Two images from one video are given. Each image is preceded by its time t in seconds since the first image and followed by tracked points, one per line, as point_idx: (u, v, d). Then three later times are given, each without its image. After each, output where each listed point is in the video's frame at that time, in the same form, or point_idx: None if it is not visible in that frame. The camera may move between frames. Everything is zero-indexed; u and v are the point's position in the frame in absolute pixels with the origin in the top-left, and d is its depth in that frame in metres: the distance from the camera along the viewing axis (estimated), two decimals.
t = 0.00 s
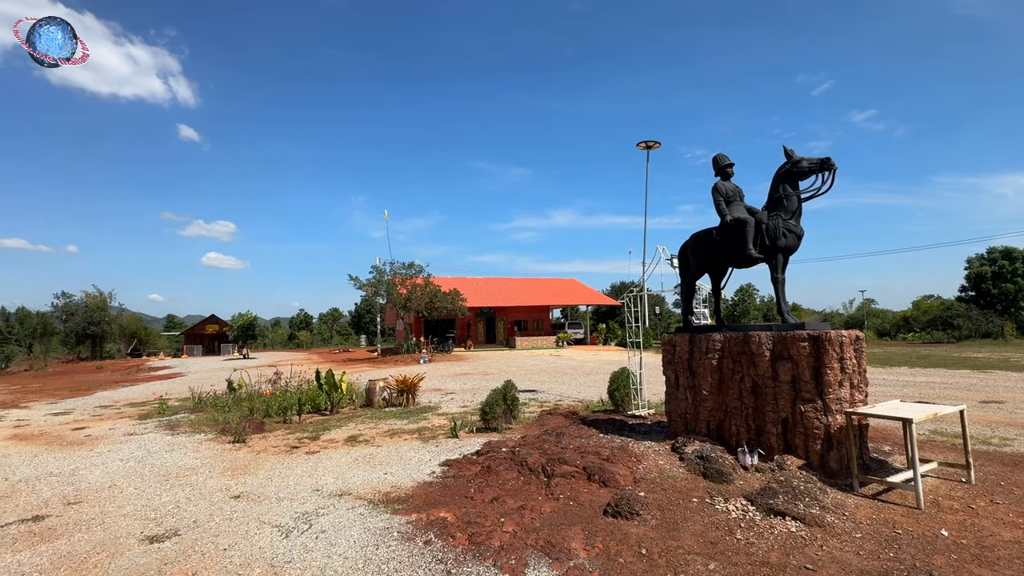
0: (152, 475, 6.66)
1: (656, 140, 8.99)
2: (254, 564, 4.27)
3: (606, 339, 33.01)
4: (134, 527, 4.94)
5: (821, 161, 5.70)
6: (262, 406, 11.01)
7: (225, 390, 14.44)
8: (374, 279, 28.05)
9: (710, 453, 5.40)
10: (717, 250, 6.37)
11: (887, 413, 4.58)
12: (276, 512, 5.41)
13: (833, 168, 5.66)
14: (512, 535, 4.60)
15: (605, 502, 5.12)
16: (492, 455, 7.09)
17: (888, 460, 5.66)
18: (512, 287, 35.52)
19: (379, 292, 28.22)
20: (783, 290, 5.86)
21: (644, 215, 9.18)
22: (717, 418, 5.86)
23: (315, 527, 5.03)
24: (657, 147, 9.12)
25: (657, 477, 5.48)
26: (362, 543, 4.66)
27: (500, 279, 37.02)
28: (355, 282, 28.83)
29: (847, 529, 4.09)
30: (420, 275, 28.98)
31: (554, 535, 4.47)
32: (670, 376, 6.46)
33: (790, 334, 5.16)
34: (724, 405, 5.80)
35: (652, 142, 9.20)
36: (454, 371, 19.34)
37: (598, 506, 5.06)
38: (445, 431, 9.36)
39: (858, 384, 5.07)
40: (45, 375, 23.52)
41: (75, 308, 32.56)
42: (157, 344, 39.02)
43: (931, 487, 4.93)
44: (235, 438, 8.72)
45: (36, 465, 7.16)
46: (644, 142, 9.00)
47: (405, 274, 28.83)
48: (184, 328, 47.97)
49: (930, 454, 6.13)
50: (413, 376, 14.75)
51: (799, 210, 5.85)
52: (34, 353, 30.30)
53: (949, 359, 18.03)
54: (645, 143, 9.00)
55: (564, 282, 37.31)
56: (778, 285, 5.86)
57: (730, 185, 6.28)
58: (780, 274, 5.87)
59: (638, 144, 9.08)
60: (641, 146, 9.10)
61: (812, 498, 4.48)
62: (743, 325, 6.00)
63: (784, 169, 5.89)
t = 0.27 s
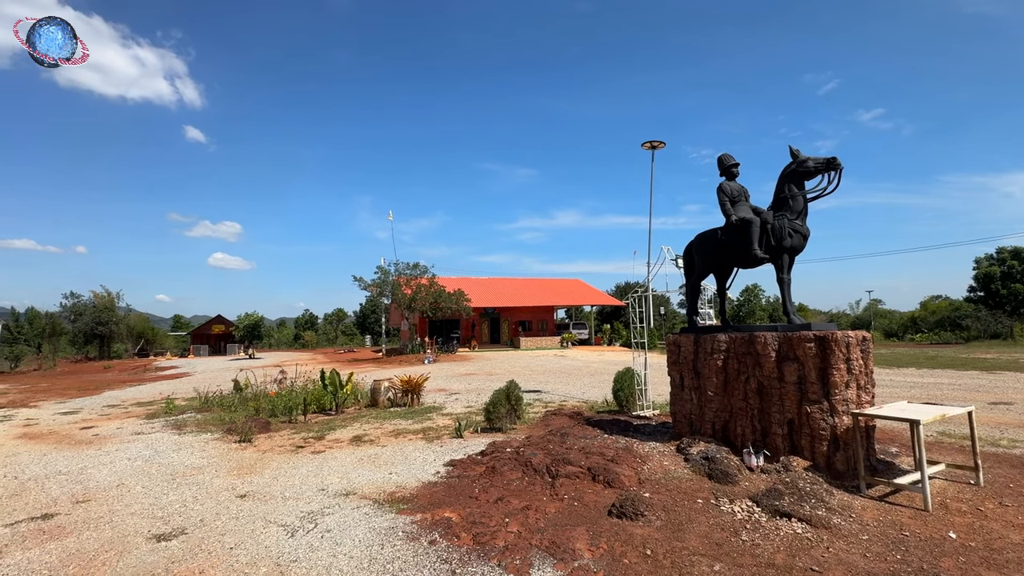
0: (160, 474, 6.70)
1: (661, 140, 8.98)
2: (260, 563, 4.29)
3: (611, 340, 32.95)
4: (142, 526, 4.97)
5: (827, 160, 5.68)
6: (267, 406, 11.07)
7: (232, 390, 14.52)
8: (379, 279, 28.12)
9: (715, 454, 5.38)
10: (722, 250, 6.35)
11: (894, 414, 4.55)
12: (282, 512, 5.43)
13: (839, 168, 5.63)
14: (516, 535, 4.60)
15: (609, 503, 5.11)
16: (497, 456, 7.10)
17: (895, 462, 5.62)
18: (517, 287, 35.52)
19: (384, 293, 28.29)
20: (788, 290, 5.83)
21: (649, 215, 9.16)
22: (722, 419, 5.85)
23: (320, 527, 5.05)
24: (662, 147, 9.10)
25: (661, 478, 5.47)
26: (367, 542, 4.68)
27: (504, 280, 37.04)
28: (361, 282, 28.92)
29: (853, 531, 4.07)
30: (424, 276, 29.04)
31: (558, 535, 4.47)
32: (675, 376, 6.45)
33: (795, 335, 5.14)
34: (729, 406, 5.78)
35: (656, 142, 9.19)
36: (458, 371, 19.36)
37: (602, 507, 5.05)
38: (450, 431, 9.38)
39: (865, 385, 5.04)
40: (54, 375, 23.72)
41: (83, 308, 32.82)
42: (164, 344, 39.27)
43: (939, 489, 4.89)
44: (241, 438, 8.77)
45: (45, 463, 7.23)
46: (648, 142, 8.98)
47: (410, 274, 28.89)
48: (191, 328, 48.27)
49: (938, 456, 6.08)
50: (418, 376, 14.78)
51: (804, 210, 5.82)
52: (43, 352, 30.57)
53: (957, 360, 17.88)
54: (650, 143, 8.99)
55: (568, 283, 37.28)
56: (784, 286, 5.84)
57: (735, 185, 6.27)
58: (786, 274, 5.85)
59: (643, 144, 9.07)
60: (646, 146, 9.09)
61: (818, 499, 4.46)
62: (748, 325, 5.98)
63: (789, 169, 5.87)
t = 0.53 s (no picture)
0: (168, 473, 6.75)
1: (666, 140, 8.95)
2: (267, 561, 4.32)
3: (616, 340, 32.89)
4: (151, 524, 5.01)
5: (834, 160, 5.65)
6: (274, 406, 11.12)
7: (238, 390, 14.59)
8: (384, 279, 28.20)
9: (721, 456, 5.36)
10: (729, 250, 6.33)
11: (902, 415, 4.52)
12: (289, 510, 5.46)
13: (847, 167, 5.60)
14: (522, 535, 4.60)
15: (615, 504, 5.10)
16: (502, 456, 7.10)
17: (904, 464, 5.57)
18: (522, 287, 35.53)
19: (390, 293, 28.36)
20: (795, 291, 5.80)
21: (654, 215, 9.14)
22: (728, 420, 5.82)
23: (327, 526, 5.07)
24: (667, 147, 9.08)
25: (667, 479, 5.46)
26: (372, 541, 4.70)
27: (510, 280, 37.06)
28: (366, 283, 29.01)
29: (861, 533, 4.05)
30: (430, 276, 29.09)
31: (564, 535, 4.47)
32: (681, 377, 6.43)
33: (802, 336, 5.11)
34: (735, 407, 5.76)
35: (662, 142, 9.17)
36: (463, 372, 19.38)
37: (608, 507, 5.05)
38: (455, 431, 9.39)
39: (873, 386, 5.01)
40: (64, 375, 23.94)
41: (92, 309, 33.10)
42: (172, 344, 39.54)
43: (949, 491, 4.85)
44: (248, 437, 8.82)
45: (56, 462, 7.30)
46: (654, 142, 8.97)
47: (415, 274, 28.94)
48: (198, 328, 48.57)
49: (947, 457, 6.04)
50: (423, 376, 14.81)
51: (811, 210, 5.79)
52: (53, 352, 30.85)
53: (967, 361, 17.73)
54: (655, 143, 8.97)
55: (574, 283, 37.25)
56: (791, 286, 5.81)
57: (741, 185, 6.24)
58: (793, 274, 5.82)
59: (649, 144, 9.06)
60: (651, 146, 9.07)
61: (825, 501, 4.44)
62: (754, 326, 5.96)
63: (796, 169, 5.84)
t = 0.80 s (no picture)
0: (178, 471, 6.81)
1: (673, 140, 8.93)
2: (275, 560, 4.34)
3: (623, 341, 32.81)
4: (161, 522, 5.06)
5: (843, 159, 5.61)
6: (282, 405, 11.19)
7: (246, 389, 14.69)
8: (391, 280, 28.29)
9: (729, 457, 5.34)
10: (736, 250, 6.30)
11: (912, 417, 4.47)
12: (296, 509, 5.49)
13: (856, 167, 5.56)
14: (528, 536, 4.61)
15: (621, 504, 5.09)
16: (508, 456, 7.12)
17: (914, 466, 5.52)
18: (528, 288, 35.53)
19: (396, 293, 28.45)
20: (804, 291, 5.76)
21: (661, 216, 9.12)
22: (736, 421, 5.80)
23: (334, 525, 5.09)
24: (674, 147, 9.06)
25: (674, 480, 5.44)
26: (379, 541, 4.71)
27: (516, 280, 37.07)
28: (373, 283, 29.12)
29: (870, 535, 4.02)
30: (436, 277, 29.15)
31: (570, 536, 4.46)
32: (688, 377, 6.41)
33: (811, 336, 5.08)
34: (742, 408, 5.73)
35: (668, 142, 9.15)
36: (469, 372, 19.40)
37: (614, 508, 5.04)
38: (461, 432, 9.40)
39: (883, 387, 4.97)
40: (75, 374, 24.19)
41: (103, 309, 33.43)
42: (182, 345, 39.88)
43: (959, 494, 4.80)
44: (256, 436, 8.89)
45: (67, 460, 7.38)
46: (660, 142, 8.95)
47: (422, 275, 29.01)
48: (207, 328, 48.93)
49: (958, 460, 5.97)
50: (430, 376, 14.84)
51: (820, 210, 5.75)
52: (64, 352, 31.17)
53: (978, 363, 17.55)
54: (661, 143, 8.95)
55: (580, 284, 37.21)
56: (798, 286, 5.77)
57: (748, 185, 6.21)
58: (801, 275, 5.78)
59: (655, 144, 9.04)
60: (658, 146, 9.05)
61: (834, 503, 4.41)
62: (762, 326, 5.92)
63: (804, 168, 5.80)
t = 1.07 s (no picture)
0: (188, 470, 6.88)
1: (680, 140, 8.91)
2: (284, 558, 4.38)
3: (630, 342, 32.72)
4: (172, 520, 5.11)
5: (853, 158, 5.56)
6: (290, 405, 11.27)
7: (256, 389, 14.81)
8: (398, 280, 28.40)
9: (737, 458, 5.31)
10: (745, 250, 6.26)
11: (924, 419, 4.43)
12: (305, 508, 5.53)
13: (866, 166, 5.51)
14: (535, 536, 4.61)
15: (629, 505, 5.08)
16: (515, 457, 7.12)
17: (926, 468, 5.47)
18: (535, 288, 35.52)
19: (404, 294, 28.55)
20: (813, 291, 5.72)
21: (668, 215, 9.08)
22: (744, 422, 5.76)
23: (342, 524, 5.12)
24: (682, 147, 9.04)
25: (682, 481, 5.42)
26: (387, 540, 4.73)
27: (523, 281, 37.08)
28: (380, 283, 29.25)
29: (882, 538, 3.98)
30: (443, 277, 29.23)
31: (577, 537, 4.46)
32: (696, 378, 6.38)
33: (820, 337, 5.04)
34: (751, 409, 5.69)
35: (676, 142, 9.12)
36: (476, 372, 19.43)
37: (622, 509, 5.02)
38: (469, 432, 9.41)
39: (894, 389, 4.92)
40: (87, 373, 24.50)
41: (115, 309, 33.81)
42: (192, 344, 40.24)
43: (973, 497, 4.75)
44: (265, 436, 8.95)
45: (80, 458, 7.47)
46: (668, 142, 8.92)
47: (429, 275, 29.10)
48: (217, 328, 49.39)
49: (971, 462, 5.91)
50: (437, 376, 14.88)
51: (829, 209, 5.71)
52: (77, 352, 31.57)
53: (992, 364, 17.34)
54: (669, 142, 8.93)
55: (587, 284, 37.15)
56: (808, 286, 5.73)
57: (757, 184, 6.18)
58: (811, 275, 5.74)
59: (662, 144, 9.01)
60: (665, 146, 9.03)
61: (845, 505, 4.37)
62: (771, 327, 5.89)
63: (814, 168, 5.76)
